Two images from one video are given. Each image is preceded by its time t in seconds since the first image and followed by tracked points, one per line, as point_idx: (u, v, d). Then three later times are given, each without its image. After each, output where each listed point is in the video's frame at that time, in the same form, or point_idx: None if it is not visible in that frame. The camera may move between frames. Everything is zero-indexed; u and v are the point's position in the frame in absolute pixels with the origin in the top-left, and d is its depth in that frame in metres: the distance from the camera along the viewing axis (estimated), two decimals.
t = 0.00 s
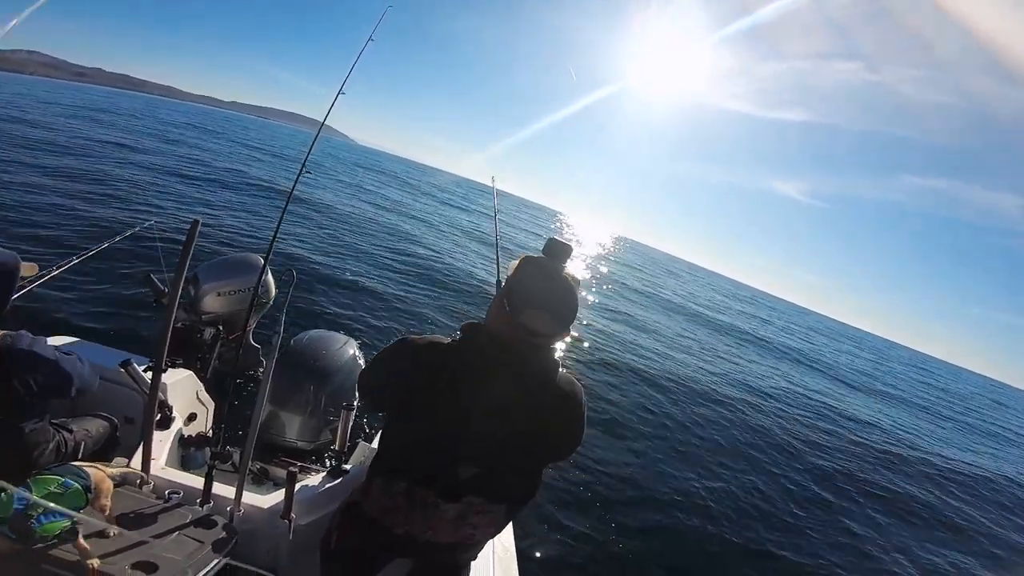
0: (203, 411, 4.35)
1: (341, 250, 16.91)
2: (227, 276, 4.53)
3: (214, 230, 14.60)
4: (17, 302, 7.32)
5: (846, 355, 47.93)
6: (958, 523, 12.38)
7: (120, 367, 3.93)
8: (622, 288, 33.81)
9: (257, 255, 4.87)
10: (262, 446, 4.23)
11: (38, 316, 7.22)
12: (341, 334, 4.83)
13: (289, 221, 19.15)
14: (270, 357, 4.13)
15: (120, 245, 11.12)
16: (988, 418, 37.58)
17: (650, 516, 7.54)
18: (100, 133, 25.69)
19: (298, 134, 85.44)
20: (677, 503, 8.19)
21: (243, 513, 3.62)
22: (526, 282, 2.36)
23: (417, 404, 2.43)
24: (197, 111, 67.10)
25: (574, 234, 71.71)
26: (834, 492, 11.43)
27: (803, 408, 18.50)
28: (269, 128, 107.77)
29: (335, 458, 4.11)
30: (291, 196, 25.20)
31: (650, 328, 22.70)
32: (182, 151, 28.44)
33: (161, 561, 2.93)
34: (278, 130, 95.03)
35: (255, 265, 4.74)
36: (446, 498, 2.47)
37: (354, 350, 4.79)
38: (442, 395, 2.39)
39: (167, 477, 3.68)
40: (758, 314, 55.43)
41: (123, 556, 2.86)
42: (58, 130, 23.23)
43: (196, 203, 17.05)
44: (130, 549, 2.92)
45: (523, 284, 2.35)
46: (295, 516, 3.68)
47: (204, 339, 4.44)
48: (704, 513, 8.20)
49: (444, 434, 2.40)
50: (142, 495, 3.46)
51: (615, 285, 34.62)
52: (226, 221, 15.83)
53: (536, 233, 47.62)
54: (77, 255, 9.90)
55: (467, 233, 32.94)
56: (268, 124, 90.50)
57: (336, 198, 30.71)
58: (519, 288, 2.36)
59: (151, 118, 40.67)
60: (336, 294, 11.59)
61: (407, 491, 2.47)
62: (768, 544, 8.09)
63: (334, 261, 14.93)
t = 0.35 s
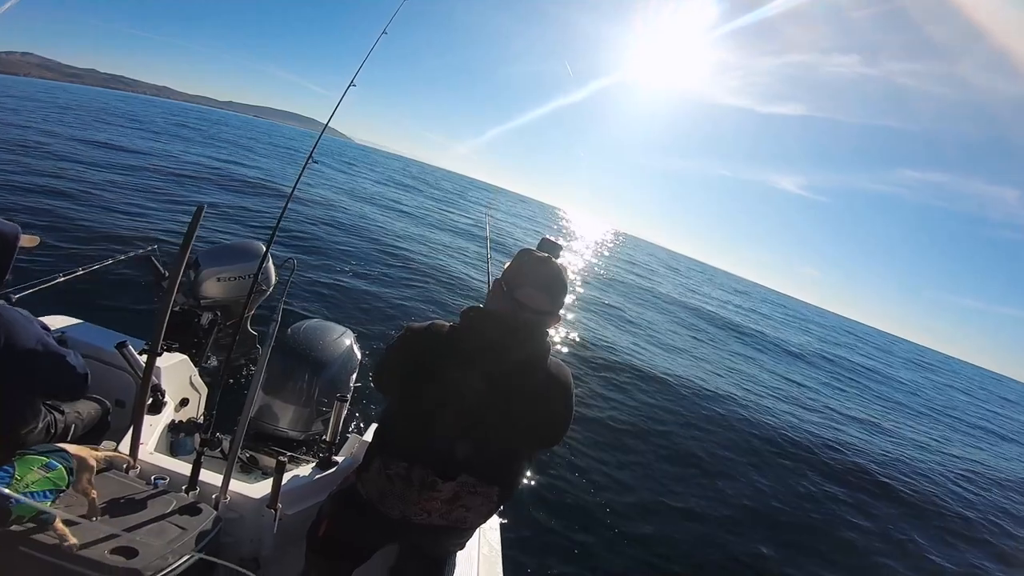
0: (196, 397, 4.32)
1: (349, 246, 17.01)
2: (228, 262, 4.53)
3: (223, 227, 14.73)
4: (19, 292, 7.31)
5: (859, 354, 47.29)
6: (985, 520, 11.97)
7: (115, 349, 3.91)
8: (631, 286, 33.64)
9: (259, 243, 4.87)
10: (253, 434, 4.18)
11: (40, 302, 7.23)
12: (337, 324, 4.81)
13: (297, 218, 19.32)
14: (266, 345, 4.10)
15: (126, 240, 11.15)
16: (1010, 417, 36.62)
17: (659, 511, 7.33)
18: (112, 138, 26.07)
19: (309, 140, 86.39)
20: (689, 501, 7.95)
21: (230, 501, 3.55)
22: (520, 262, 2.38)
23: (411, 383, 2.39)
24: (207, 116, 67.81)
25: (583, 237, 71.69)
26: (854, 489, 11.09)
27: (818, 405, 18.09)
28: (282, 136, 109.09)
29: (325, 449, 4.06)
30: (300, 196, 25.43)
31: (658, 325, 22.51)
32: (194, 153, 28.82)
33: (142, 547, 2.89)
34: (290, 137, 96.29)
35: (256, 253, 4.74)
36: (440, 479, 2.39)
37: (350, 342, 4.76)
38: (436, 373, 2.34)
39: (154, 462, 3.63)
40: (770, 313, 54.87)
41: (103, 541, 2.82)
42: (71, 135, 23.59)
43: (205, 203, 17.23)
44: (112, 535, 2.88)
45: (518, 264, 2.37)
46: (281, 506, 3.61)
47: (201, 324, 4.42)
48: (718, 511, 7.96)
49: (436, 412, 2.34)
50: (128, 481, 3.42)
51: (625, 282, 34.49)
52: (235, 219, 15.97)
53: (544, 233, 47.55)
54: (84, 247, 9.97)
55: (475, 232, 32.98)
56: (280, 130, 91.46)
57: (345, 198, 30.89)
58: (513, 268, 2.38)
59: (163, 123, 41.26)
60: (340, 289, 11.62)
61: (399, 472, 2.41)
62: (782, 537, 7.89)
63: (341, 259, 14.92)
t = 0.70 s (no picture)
0: (194, 389, 4.31)
1: (350, 247, 17.06)
2: (228, 255, 4.53)
3: (224, 229, 14.76)
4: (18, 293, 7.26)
5: (863, 348, 47.13)
6: (996, 512, 11.86)
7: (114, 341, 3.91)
8: (633, 283, 33.62)
9: (260, 236, 4.88)
10: (250, 427, 4.17)
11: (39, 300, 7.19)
12: (337, 318, 4.80)
13: (299, 220, 19.36)
14: (265, 338, 4.09)
15: (128, 242, 11.12)
16: (1017, 410, 36.32)
17: (666, 506, 7.26)
18: (113, 143, 26.09)
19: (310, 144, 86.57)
20: (697, 495, 7.87)
21: (224, 494, 3.55)
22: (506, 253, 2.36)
23: (398, 378, 2.34)
24: (209, 121, 67.98)
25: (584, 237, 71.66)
26: (864, 482, 10.97)
27: (823, 401, 18.00)
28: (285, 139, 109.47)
29: (322, 442, 4.04)
30: (301, 198, 25.51)
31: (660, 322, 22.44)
32: (195, 157, 28.88)
33: (135, 539, 2.88)
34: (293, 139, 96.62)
35: (257, 245, 4.75)
36: (429, 476, 2.36)
37: (350, 335, 4.75)
38: (422, 368, 2.29)
39: (150, 455, 3.63)
40: (772, 310, 54.72)
41: (96, 533, 2.82)
42: (73, 140, 23.62)
43: (207, 206, 17.26)
44: (106, 528, 2.88)
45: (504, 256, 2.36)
46: (276, 501, 3.60)
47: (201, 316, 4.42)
48: (727, 505, 7.88)
49: (423, 407, 2.30)
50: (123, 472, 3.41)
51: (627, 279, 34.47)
52: (236, 222, 16.00)
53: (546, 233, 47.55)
54: (85, 248, 9.96)
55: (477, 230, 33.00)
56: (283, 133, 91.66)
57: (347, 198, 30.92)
58: (500, 260, 2.36)
59: (163, 127, 41.31)
60: (340, 288, 11.64)
61: (387, 467, 2.36)
62: (790, 526, 7.86)
63: (342, 259, 14.88)
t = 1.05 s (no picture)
0: (201, 395, 4.34)
1: (347, 250, 17.05)
2: (232, 261, 4.57)
3: (221, 232, 14.71)
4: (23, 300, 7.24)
5: (857, 346, 47.52)
6: (993, 507, 12.01)
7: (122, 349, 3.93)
8: (628, 285, 33.79)
9: (263, 241, 4.92)
10: (258, 432, 4.23)
11: (40, 308, 7.17)
12: (342, 322, 4.84)
13: (295, 223, 19.33)
14: (271, 342, 4.13)
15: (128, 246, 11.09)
16: (1012, 406, 36.65)
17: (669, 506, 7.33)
18: (105, 145, 25.90)
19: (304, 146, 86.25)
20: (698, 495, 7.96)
21: (235, 499, 3.59)
22: (484, 268, 2.34)
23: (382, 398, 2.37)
24: (202, 124, 67.49)
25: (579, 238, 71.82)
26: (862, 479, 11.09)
27: (821, 399, 18.15)
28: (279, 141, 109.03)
29: (330, 447, 4.08)
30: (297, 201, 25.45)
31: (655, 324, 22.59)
32: (188, 160, 28.72)
33: (148, 545, 2.92)
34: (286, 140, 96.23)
35: (261, 251, 4.78)
36: (425, 490, 2.41)
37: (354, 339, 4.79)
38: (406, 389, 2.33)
39: (161, 461, 3.66)
40: (767, 309, 55.11)
41: (109, 540, 2.85)
42: (65, 143, 23.45)
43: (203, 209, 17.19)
44: (120, 535, 2.91)
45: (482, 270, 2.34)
46: (286, 505, 3.65)
47: (206, 322, 4.46)
48: (728, 503, 7.98)
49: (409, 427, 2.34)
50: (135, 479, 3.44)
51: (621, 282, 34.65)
52: (233, 225, 15.96)
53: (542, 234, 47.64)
54: (83, 252, 9.91)
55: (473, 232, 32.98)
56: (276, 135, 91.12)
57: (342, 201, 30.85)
58: (478, 275, 2.34)
59: (156, 130, 41.05)
60: (340, 291, 11.65)
61: (382, 480, 2.44)
62: (788, 523, 7.95)
63: (342, 262, 14.88)
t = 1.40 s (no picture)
0: (213, 403, 4.39)
1: (344, 253, 17.06)
2: (235, 269, 4.60)
3: (218, 234, 14.67)
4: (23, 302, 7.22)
5: (845, 348, 48.31)
6: (973, 512, 12.40)
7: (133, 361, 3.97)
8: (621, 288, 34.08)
9: (266, 248, 4.94)
10: (271, 438, 4.32)
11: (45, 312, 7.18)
12: (349, 326, 4.91)
13: (289, 225, 19.27)
14: (279, 349, 4.17)
15: (121, 247, 11.02)
16: (994, 410, 37.45)
17: (666, 511, 7.52)
18: (97, 139, 25.65)
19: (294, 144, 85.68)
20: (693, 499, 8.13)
21: (252, 505, 3.66)
22: (503, 282, 2.32)
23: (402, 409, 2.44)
24: (186, 118, 66.54)
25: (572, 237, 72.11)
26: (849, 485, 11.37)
27: (808, 404, 18.52)
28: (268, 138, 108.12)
29: (342, 451, 4.17)
30: (290, 202, 25.34)
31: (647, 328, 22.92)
32: (180, 159, 28.48)
33: (170, 553, 2.95)
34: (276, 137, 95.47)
35: (264, 259, 4.79)
36: (446, 495, 2.50)
37: (362, 342, 4.86)
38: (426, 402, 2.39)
39: (177, 470, 3.70)
40: (757, 310, 55.84)
41: (131, 548, 2.89)
42: (57, 137, 23.20)
43: (198, 210, 17.11)
44: (141, 544, 2.95)
45: (500, 285, 2.32)
46: (302, 509, 3.73)
47: (213, 331, 4.52)
48: (721, 507, 8.17)
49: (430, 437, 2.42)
50: (154, 489, 3.48)
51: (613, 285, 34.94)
52: (229, 227, 15.89)
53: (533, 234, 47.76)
54: (82, 255, 9.89)
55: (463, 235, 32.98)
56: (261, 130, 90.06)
57: (334, 203, 30.75)
58: (498, 288, 2.32)
59: (147, 127, 40.63)
60: (341, 294, 11.70)
61: (401, 488, 2.53)
62: (778, 526, 8.18)
63: (339, 266, 14.91)
